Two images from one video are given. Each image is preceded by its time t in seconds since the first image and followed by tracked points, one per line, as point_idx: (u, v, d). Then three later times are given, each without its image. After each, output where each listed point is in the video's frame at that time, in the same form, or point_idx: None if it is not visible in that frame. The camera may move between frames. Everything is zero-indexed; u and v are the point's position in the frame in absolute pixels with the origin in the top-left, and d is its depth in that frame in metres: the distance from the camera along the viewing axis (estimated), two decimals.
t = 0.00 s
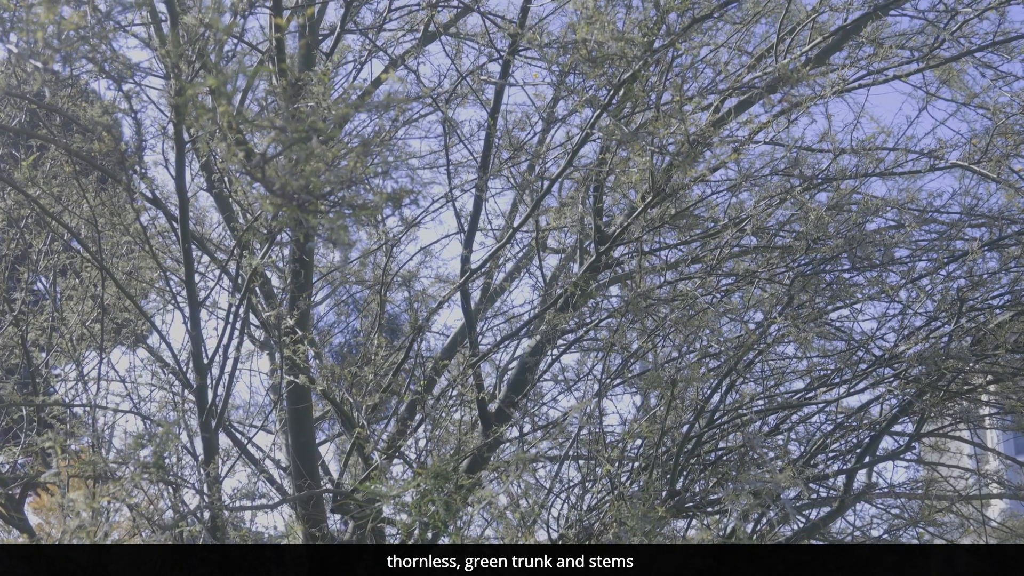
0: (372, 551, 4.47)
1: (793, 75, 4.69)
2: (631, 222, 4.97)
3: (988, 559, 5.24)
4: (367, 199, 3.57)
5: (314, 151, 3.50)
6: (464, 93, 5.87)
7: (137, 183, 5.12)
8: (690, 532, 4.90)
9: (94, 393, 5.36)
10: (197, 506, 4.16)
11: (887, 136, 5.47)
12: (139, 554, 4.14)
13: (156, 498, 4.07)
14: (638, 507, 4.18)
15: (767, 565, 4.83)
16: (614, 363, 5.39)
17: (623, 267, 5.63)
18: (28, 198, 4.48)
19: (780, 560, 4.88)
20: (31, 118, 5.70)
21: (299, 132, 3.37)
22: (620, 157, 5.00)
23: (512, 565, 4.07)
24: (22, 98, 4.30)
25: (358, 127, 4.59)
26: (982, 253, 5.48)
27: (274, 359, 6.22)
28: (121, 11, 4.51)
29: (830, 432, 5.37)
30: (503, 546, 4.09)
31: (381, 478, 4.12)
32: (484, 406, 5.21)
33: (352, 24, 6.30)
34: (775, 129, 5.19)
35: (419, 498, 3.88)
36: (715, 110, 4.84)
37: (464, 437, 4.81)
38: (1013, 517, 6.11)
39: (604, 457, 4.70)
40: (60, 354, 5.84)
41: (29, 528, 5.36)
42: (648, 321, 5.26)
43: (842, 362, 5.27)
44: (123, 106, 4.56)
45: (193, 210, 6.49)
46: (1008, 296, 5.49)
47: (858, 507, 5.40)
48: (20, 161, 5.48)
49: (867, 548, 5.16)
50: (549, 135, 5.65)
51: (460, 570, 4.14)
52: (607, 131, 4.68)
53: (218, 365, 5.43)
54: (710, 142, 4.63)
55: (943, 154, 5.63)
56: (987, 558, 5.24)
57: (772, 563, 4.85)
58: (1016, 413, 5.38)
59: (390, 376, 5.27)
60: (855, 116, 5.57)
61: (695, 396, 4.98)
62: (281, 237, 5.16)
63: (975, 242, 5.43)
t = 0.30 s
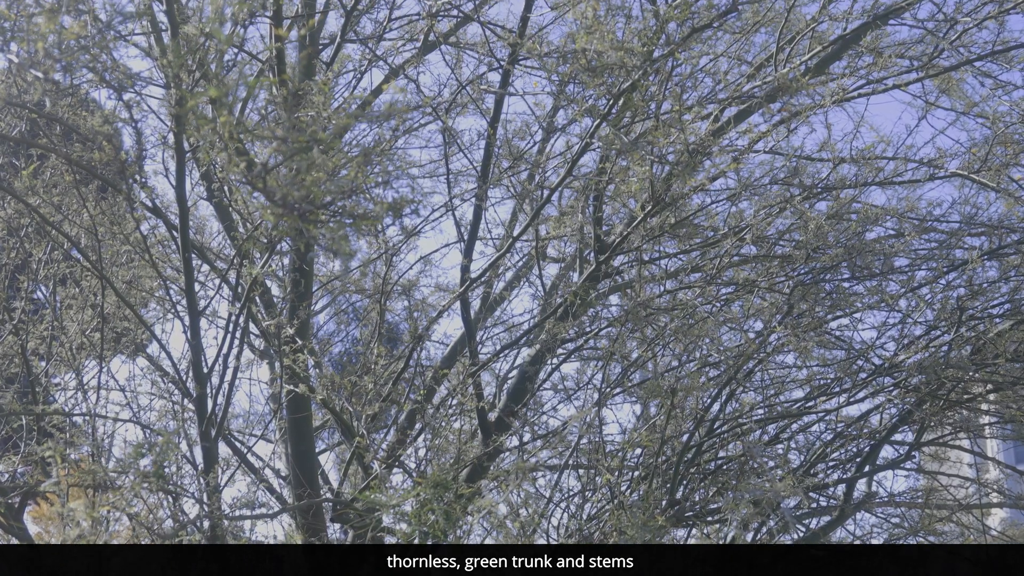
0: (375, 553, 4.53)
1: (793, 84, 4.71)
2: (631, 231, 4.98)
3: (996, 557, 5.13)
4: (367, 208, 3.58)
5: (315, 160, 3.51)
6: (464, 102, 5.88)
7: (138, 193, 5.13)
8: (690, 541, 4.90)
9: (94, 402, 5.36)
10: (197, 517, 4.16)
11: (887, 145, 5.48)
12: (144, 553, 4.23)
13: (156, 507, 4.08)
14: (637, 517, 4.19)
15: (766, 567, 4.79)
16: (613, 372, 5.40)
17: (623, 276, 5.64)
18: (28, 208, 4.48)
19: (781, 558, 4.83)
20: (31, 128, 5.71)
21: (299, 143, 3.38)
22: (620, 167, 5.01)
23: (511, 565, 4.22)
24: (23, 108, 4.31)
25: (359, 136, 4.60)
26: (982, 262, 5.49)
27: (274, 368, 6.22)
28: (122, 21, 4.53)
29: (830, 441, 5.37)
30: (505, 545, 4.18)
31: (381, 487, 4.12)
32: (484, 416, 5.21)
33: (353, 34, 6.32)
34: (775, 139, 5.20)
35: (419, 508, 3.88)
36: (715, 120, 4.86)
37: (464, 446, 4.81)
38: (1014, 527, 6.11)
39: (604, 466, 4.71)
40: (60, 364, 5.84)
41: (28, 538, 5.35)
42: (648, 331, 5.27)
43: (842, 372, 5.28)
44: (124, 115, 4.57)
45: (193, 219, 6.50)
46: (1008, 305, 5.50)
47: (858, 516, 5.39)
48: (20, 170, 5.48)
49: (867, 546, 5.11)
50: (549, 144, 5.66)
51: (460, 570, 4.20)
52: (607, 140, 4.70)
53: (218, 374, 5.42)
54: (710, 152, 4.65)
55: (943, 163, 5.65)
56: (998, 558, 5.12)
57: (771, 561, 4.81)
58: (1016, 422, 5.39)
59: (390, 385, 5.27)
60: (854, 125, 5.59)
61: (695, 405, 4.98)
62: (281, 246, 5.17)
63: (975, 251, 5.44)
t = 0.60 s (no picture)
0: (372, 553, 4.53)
1: (793, 93, 4.72)
2: (631, 240, 4.99)
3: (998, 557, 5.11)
4: (367, 218, 3.59)
5: (314, 169, 3.52)
6: (464, 111, 5.90)
7: (138, 202, 5.14)
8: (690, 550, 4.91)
9: (93, 411, 5.37)
10: (196, 526, 4.16)
11: (887, 153, 5.50)
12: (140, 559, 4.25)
13: (155, 516, 4.08)
14: (637, 526, 4.19)
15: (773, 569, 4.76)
16: (613, 381, 5.40)
17: (623, 284, 5.65)
18: (28, 217, 4.49)
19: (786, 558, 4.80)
20: (31, 137, 5.72)
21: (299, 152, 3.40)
22: (620, 176, 5.02)
23: (511, 564, 4.31)
24: (23, 117, 4.33)
25: (360, 145, 4.61)
26: (982, 271, 5.50)
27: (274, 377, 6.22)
28: (122, 30, 4.54)
29: (830, 450, 5.37)
30: (504, 546, 4.25)
31: (381, 496, 4.13)
32: (484, 424, 5.21)
33: (353, 42, 6.34)
34: (774, 147, 5.16)
35: (419, 517, 3.89)
36: (714, 129, 4.87)
37: (464, 455, 4.82)
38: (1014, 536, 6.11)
39: (603, 475, 4.71)
40: (60, 372, 5.85)
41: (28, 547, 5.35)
42: (648, 339, 5.28)
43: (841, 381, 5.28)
44: (124, 125, 4.59)
45: (193, 228, 6.51)
46: (1007, 314, 5.51)
47: (858, 526, 5.39)
48: (21, 179, 5.49)
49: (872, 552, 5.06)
50: (549, 153, 5.68)
51: (460, 570, 4.21)
52: (607, 149, 4.71)
53: (218, 383, 5.42)
54: (710, 161, 4.66)
55: (942, 171, 5.67)
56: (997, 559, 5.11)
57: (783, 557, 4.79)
58: (1017, 431, 5.39)
59: (390, 394, 5.27)
60: (854, 134, 5.60)
61: (695, 414, 4.99)
62: (281, 255, 5.18)
63: (975, 260, 5.45)
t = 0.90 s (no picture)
0: (372, 556, 4.47)
1: (792, 102, 4.74)
2: (630, 248, 5.00)
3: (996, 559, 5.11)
4: (366, 226, 3.60)
5: (314, 178, 3.53)
6: (464, 120, 5.92)
7: (138, 211, 5.14)
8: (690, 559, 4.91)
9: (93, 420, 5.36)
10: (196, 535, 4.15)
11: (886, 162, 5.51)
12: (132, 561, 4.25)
13: (155, 525, 4.07)
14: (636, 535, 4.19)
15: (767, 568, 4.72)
16: (613, 390, 5.40)
17: (622, 293, 5.65)
18: (28, 226, 4.49)
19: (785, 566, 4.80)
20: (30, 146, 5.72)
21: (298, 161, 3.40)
22: (619, 185, 5.03)
23: (511, 564, 4.31)
24: (23, 126, 4.34)
25: (361, 154, 4.62)
26: (981, 279, 5.51)
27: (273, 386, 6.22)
28: (122, 40, 4.55)
29: (830, 459, 5.37)
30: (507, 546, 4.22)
31: (380, 505, 4.12)
32: (484, 433, 5.21)
33: (353, 51, 6.36)
34: (774, 156, 5.19)
35: (418, 526, 3.88)
36: (714, 137, 4.88)
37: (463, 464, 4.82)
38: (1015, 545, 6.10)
39: (603, 484, 4.71)
40: (60, 381, 5.85)
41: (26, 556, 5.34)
42: (648, 348, 5.28)
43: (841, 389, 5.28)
44: (124, 134, 4.60)
45: (193, 237, 6.52)
46: (1007, 322, 5.51)
47: (858, 535, 5.38)
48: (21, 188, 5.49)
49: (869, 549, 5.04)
50: (549, 162, 5.69)
51: (461, 570, 4.15)
52: (606, 158, 4.72)
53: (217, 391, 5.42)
54: (709, 170, 4.67)
55: (942, 180, 5.68)
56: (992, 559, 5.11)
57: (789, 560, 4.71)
58: (1017, 439, 5.39)
59: (390, 403, 5.27)
60: (853, 143, 5.62)
61: (695, 423, 4.99)
62: (281, 264, 5.18)
63: (975, 268, 5.46)
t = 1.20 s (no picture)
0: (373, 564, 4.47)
1: (792, 111, 4.75)
2: (630, 257, 5.01)
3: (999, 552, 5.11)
4: (366, 234, 3.60)
5: (314, 187, 3.54)
6: (464, 129, 5.93)
7: (138, 219, 5.15)
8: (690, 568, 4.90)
9: (92, 429, 5.36)
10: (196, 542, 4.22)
11: (885, 171, 5.53)
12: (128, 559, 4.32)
13: (154, 534, 4.08)
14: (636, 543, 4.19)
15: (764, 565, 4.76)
16: (613, 398, 5.40)
17: (622, 302, 5.66)
18: (28, 234, 4.50)
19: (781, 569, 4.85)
20: (31, 154, 5.73)
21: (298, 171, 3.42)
22: (619, 193, 5.04)
23: (511, 565, 4.28)
24: (24, 134, 4.35)
25: (361, 162, 4.63)
26: (981, 288, 5.52)
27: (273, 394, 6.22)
28: (122, 48, 4.57)
29: (830, 468, 5.38)
30: (506, 546, 4.23)
31: (380, 514, 4.12)
32: (484, 442, 5.21)
33: (353, 60, 6.37)
34: (774, 165, 5.21)
35: (418, 534, 3.88)
36: (714, 146, 4.89)
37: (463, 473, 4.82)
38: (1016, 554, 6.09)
39: (603, 493, 4.71)
40: (60, 389, 5.85)
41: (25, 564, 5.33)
42: (648, 357, 5.28)
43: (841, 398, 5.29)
44: (125, 142, 4.61)
45: (193, 245, 6.53)
46: (1007, 331, 5.52)
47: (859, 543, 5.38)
48: (21, 196, 5.50)
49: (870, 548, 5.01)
50: (549, 170, 5.70)
51: (461, 571, 4.18)
52: (606, 167, 4.73)
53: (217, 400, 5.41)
54: (709, 178, 4.69)
55: (941, 189, 5.70)
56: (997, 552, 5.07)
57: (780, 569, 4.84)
58: (1017, 448, 5.39)
59: (390, 411, 5.27)
60: (853, 152, 5.63)
61: (695, 432, 4.99)
62: (281, 272, 5.20)
63: (975, 277, 5.46)
